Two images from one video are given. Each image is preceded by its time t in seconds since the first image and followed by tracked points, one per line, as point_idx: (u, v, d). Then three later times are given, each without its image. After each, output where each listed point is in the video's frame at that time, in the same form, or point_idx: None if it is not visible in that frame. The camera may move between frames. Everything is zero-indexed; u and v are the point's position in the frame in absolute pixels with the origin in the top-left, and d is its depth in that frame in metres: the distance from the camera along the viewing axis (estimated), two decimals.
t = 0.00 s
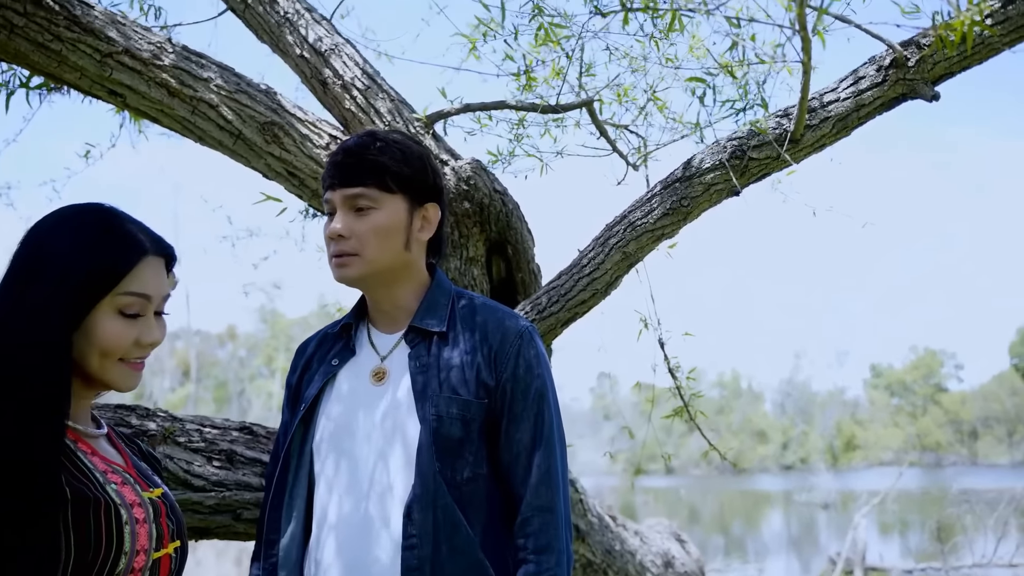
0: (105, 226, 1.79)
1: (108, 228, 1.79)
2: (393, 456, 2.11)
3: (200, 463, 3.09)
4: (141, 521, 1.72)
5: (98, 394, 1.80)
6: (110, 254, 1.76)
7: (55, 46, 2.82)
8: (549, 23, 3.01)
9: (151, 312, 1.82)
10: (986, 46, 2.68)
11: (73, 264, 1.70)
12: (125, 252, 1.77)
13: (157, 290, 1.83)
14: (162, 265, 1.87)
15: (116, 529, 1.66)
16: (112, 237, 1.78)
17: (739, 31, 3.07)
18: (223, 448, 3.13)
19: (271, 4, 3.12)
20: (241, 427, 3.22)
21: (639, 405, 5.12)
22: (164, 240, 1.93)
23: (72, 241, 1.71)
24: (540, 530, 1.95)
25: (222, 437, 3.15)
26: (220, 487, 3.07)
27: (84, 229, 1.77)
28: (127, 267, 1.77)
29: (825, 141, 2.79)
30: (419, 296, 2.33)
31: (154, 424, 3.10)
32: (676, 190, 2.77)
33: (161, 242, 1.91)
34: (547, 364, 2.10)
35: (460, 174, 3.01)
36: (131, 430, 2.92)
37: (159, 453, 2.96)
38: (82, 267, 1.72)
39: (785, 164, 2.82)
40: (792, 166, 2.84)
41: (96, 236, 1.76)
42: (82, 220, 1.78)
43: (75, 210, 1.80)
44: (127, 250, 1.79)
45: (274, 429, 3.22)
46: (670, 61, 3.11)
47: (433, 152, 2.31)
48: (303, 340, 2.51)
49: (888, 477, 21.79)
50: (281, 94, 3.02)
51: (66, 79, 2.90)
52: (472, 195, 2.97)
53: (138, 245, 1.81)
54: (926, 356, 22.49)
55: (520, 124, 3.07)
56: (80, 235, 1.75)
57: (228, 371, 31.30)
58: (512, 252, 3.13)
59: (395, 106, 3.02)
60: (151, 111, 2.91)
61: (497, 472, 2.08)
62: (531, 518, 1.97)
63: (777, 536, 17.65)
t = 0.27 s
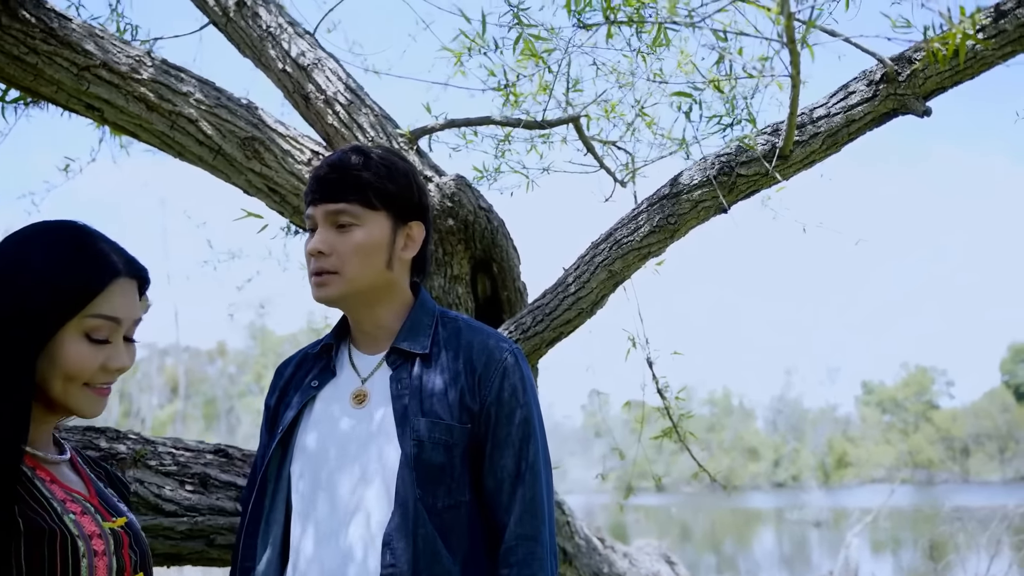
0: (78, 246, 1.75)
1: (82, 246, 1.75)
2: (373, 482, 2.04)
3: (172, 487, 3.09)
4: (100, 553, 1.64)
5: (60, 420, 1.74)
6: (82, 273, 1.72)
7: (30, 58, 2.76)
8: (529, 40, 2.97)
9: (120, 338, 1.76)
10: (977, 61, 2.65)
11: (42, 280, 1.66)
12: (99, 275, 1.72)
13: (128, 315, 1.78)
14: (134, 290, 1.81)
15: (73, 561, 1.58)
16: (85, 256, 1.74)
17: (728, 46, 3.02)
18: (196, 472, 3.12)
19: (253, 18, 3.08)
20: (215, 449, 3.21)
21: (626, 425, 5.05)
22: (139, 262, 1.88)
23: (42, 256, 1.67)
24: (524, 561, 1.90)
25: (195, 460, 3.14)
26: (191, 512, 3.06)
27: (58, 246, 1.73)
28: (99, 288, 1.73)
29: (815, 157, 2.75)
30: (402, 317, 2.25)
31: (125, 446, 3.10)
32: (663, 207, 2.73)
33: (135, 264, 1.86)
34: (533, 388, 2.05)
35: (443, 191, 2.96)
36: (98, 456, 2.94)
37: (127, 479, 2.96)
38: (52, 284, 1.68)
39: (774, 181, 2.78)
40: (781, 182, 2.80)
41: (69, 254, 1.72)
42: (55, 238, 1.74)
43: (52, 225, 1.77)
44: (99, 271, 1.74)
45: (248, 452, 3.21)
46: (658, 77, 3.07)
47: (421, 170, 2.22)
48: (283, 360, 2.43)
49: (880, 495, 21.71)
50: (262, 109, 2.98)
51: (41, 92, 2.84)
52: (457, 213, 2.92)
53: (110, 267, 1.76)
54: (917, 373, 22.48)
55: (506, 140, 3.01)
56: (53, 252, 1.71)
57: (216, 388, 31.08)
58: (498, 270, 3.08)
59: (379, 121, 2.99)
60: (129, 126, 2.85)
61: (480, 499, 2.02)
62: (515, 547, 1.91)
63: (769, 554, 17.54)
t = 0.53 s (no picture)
0: (52, 262, 1.72)
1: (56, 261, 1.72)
2: (351, 504, 1.97)
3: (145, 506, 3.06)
4: None
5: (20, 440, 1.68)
6: (54, 288, 1.68)
7: (5, 67, 2.72)
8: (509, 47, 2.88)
9: (89, 358, 1.72)
10: (967, 72, 2.61)
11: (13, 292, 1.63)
12: (71, 292, 1.69)
13: (99, 335, 1.74)
14: (107, 310, 1.77)
15: None
16: (58, 271, 1.71)
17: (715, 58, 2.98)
18: (169, 490, 3.11)
19: (234, 28, 3.05)
20: (189, 468, 3.20)
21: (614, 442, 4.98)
22: (115, 281, 1.84)
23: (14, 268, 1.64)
24: None
25: (168, 478, 3.13)
26: (165, 530, 3.02)
27: (32, 259, 1.70)
28: (71, 304, 1.69)
29: (802, 170, 2.71)
30: (383, 333, 2.17)
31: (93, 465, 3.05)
32: (647, 221, 2.69)
33: (110, 283, 1.82)
34: (517, 407, 1.99)
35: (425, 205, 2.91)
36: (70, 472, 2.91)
37: (95, 497, 2.91)
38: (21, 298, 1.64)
39: (761, 194, 2.73)
40: (768, 195, 2.76)
41: (43, 267, 1.69)
42: (29, 251, 1.72)
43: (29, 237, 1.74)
44: (72, 287, 1.70)
45: (223, 470, 3.21)
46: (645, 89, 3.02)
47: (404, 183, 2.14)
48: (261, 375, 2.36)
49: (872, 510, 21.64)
50: (242, 119, 2.94)
51: (17, 101, 2.80)
52: (440, 226, 2.87)
53: (84, 284, 1.73)
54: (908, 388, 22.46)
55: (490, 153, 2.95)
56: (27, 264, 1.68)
57: (205, 402, 30.86)
58: (481, 284, 3.03)
59: (361, 132, 2.96)
60: (106, 136, 2.81)
61: (461, 521, 1.96)
62: (496, 571, 1.85)
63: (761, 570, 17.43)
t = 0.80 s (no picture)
0: (18, 269, 1.66)
1: (23, 268, 1.65)
2: (325, 526, 1.90)
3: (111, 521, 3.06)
4: None
5: None
6: (20, 298, 1.61)
7: None
8: (489, 55, 2.85)
9: (54, 371, 1.66)
10: (952, 80, 2.57)
11: None
12: (37, 303, 1.62)
13: (66, 346, 1.67)
14: (75, 320, 1.71)
15: None
16: (24, 279, 1.64)
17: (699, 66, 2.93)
18: (137, 505, 3.10)
19: (212, 34, 3.02)
20: (159, 482, 3.17)
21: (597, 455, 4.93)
22: (85, 288, 1.77)
23: None
24: None
25: (137, 492, 3.11)
26: (130, 547, 3.03)
27: None
28: (36, 315, 1.62)
29: (786, 180, 2.67)
30: (361, 346, 2.10)
31: (60, 479, 3.05)
32: (629, 231, 2.65)
33: (80, 291, 1.75)
34: (497, 420, 1.92)
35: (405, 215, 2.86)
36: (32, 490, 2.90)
37: (59, 514, 2.90)
38: None
39: (744, 204, 2.70)
40: (752, 205, 2.72)
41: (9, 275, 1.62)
42: None
43: None
44: (39, 296, 1.64)
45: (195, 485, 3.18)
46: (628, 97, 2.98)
47: (383, 192, 2.07)
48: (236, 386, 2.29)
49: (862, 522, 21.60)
50: (220, 127, 2.93)
51: None
52: (421, 235, 2.83)
53: (52, 293, 1.66)
54: (898, 399, 22.48)
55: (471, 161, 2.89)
56: None
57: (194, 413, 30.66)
58: (463, 294, 2.99)
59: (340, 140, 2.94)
60: (82, 144, 2.80)
61: (439, 538, 1.89)
62: None
63: None
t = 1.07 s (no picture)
0: None
1: None
2: (295, 545, 1.83)
3: (76, 534, 3.00)
4: None
5: None
6: None
7: None
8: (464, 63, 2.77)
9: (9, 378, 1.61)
10: (936, 87, 2.54)
11: None
12: None
13: (22, 351, 1.62)
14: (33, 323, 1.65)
15: None
16: None
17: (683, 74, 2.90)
18: (105, 517, 3.06)
19: (189, 37, 2.97)
20: (127, 493, 3.14)
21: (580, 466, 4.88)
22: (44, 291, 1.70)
23: None
24: None
25: (105, 505, 3.07)
26: (96, 560, 2.99)
27: None
28: None
29: (768, 187, 2.64)
30: (335, 355, 2.05)
31: (23, 489, 2.97)
32: (609, 239, 2.62)
33: (38, 292, 1.69)
34: (475, 431, 1.87)
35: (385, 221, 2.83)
36: None
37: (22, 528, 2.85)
38: None
39: (726, 212, 2.67)
40: (735, 213, 2.69)
41: None
42: None
43: None
44: None
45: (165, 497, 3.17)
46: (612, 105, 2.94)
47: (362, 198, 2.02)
48: (208, 397, 2.22)
49: (846, 532, 21.62)
50: (196, 132, 2.89)
51: None
52: (399, 243, 2.79)
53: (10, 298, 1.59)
54: (883, 410, 22.55)
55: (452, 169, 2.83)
56: None
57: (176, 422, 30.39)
58: (443, 303, 2.95)
59: (318, 145, 2.89)
60: (53, 147, 2.79)
61: (415, 553, 1.84)
62: None
63: None
